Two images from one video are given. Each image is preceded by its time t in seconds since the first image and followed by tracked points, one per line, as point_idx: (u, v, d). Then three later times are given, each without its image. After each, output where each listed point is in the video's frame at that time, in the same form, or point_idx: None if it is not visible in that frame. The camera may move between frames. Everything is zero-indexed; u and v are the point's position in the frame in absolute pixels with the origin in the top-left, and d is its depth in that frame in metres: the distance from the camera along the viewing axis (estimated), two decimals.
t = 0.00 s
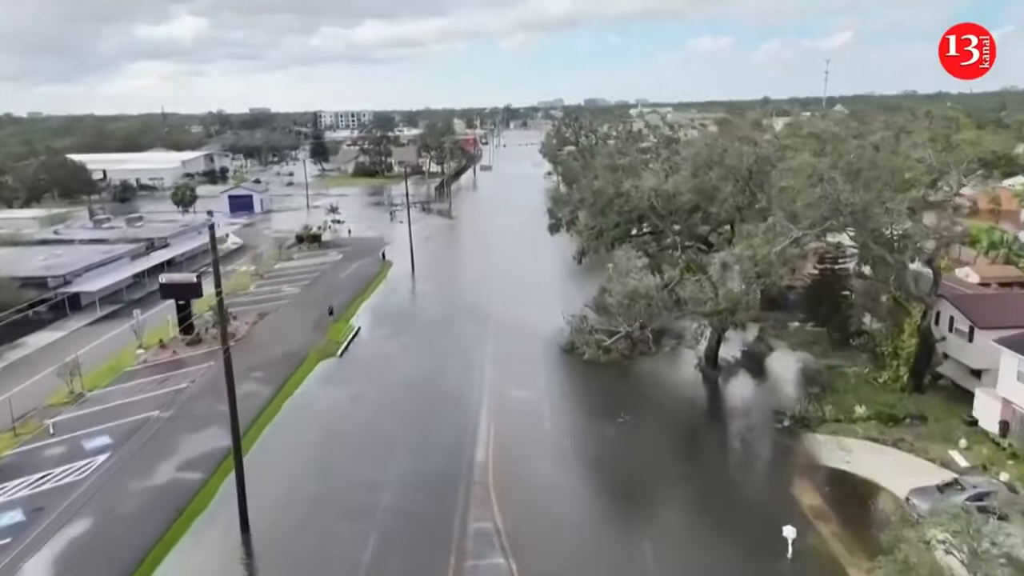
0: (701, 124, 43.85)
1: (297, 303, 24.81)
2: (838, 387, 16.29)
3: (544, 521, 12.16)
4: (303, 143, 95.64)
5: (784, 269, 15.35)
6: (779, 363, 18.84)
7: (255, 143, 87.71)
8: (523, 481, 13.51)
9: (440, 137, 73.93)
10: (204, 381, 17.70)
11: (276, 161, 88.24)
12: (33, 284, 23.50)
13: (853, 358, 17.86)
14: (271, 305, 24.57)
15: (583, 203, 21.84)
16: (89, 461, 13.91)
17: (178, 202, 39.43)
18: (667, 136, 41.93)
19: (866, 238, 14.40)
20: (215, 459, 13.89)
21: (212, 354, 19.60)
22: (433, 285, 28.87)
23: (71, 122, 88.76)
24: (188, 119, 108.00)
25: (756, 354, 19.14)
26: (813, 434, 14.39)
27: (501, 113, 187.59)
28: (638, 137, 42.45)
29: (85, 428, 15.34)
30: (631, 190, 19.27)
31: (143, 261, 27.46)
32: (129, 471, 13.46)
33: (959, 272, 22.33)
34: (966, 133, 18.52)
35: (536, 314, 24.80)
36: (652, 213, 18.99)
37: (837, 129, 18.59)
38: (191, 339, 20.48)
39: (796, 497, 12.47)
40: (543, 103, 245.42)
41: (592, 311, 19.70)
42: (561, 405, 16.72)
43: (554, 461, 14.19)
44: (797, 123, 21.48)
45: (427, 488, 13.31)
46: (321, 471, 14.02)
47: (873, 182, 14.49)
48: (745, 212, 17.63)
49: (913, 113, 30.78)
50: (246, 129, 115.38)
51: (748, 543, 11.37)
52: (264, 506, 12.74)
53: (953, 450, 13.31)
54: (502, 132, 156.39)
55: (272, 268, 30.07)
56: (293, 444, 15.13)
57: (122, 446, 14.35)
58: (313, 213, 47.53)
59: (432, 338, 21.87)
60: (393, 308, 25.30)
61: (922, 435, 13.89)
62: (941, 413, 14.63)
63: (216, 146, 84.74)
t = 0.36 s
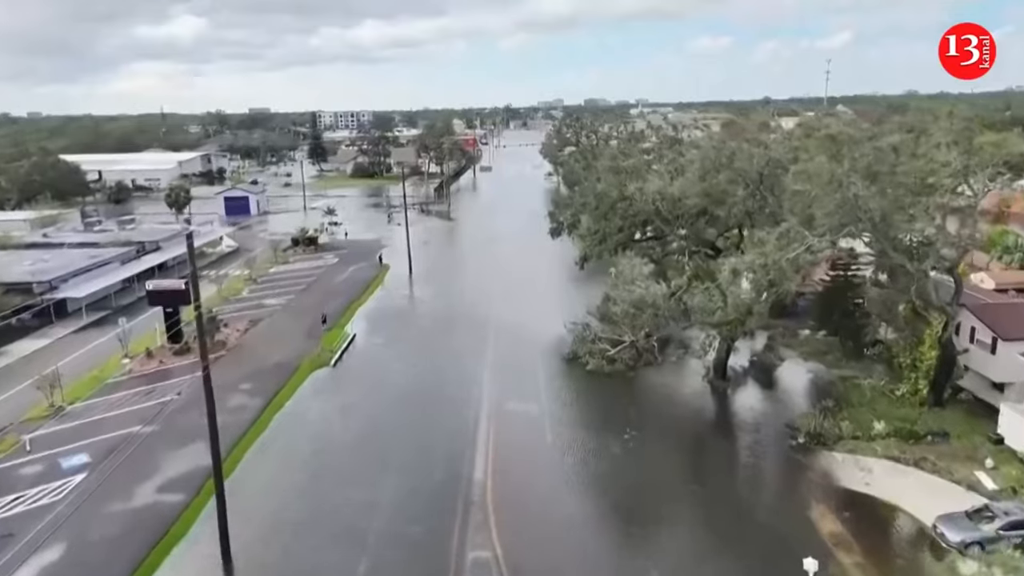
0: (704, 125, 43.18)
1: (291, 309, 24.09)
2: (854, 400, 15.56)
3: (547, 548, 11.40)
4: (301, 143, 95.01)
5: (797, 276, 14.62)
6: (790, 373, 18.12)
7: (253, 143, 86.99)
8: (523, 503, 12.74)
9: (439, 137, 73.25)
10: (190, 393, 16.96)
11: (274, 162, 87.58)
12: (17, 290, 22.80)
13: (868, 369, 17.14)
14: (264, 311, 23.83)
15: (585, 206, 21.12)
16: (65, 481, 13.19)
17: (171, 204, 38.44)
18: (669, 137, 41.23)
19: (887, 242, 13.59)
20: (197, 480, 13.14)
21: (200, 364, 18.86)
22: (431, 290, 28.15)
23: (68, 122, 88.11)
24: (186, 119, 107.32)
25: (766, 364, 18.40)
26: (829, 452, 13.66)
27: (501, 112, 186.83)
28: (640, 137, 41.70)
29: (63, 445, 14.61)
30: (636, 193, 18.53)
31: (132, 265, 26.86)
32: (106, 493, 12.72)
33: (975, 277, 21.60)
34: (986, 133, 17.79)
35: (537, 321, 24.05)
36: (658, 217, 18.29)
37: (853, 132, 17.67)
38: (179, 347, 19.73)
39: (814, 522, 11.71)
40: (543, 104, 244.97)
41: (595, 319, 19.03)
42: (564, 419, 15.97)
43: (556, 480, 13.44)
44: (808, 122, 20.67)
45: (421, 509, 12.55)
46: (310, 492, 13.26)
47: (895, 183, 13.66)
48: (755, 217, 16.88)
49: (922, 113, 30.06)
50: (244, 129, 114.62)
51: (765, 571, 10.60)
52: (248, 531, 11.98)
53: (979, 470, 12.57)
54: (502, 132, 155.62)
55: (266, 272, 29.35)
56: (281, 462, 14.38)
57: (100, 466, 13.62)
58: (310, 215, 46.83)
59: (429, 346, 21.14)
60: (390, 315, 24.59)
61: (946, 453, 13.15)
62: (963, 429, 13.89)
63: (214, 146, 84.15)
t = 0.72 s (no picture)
0: (707, 126, 42.46)
1: (284, 317, 23.32)
2: (873, 417, 14.79)
3: None
4: (300, 144, 94.35)
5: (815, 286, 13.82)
6: (803, 386, 17.36)
7: (251, 143, 86.23)
8: (525, 530, 11.96)
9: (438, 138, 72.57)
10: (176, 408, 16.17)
11: (272, 162, 86.90)
12: None
13: (886, 381, 16.34)
14: (256, 319, 23.08)
15: (589, 209, 20.31)
16: (36, 506, 12.40)
17: (164, 205, 37.78)
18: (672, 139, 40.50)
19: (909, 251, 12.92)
20: (178, 505, 12.36)
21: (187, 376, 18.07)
22: (430, 297, 27.36)
23: (66, 122, 87.46)
24: (183, 120, 106.53)
25: (778, 376, 17.61)
26: (850, 474, 12.90)
27: (501, 113, 186.11)
28: (642, 138, 40.97)
29: (39, 464, 13.83)
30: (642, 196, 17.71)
31: (120, 270, 26.06)
32: (80, 519, 11.93)
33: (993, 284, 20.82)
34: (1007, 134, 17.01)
35: (539, 329, 23.26)
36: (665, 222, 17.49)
37: (873, 135, 16.74)
38: (166, 358, 18.94)
39: (837, 552, 10.93)
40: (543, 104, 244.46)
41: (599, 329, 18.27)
42: (568, 438, 15.18)
43: (560, 506, 12.65)
44: (822, 124, 19.84)
45: (418, 538, 11.77)
46: (298, 517, 12.47)
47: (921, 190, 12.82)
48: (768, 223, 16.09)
49: (932, 114, 29.32)
50: (243, 129, 113.86)
51: None
52: (231, 561, 11.19)
53: (1011, 495, 11.81)
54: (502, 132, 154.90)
55: (260, 277, 28.57)
56: (268, 483, 13.58)
57: (76, 488, 12.84)
58: (307, 217, 46.08)
59: (427, 357, 20.35)
60: (387, 322, 23.81)
61: (974, 476, 12.38)
62: (992, 449, 13.12)
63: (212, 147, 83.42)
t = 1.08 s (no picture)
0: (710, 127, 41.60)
1: (275, 326, 22.41)
2: (895, 437, 13.92)
3: None
4: (298, 144, 93.51)
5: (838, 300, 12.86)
6: (818, 402, 16.48)
7: (248, 144, 85.38)
8: (527, 566, 11.05)
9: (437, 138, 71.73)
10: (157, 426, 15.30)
11: (270, 163, 86.07)
12: None
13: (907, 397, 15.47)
14: (246, 328, 22.21)
15: (595, 214, 19.41)
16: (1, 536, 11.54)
17: (156, 208, 36.93)
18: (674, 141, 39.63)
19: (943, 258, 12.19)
20: (153, 537, 11.50)
21: (171, 391, 17.20)
22: (428, 304, 26.47)
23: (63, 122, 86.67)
24: (180, 120, 105.79)
25: (792, 391, 16.74)
26: (875, 501, 12.04)
27: (501, 113, 185.27)
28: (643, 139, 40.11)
29: (8, 488, 12.97)
30: (651, 202, 16.80)
31: (107, 276, 25.21)
32: (47, 552, 11.08)
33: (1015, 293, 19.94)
34: None
35: (540, 339, 22.35)
36: (675, 228, 16.59)
37: (896, 138, 15.82)
38: (150, 371, 18.08)
39: None
40: (543, 104, 243.54)
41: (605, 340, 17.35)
42: (573, 459, 14.28)
43: (564, 538, 11.75)
44: (837, 125, 18.96)
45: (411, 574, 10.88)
46: (282, 549, 11.57)
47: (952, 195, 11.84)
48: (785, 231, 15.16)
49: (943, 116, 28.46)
50: (240, 129, 113.01)
51: None
52: None
53: None
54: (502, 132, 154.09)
55: (253, 283, 27.71)
56: (252, 510, 12.68)
57: (45, 516, 11.98)
58: (303, 220, 45.21)
59: (424, 369, 19.44)
60: (383, 331, 22.93)
61: (1010, 504, 11.51)
62: None
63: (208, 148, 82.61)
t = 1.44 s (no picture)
0: (715, 128, 40.72)
1: (266, 334, 21.57)
2: (921, 459, 13.09)
3: None
4: (296, 144, 92.73)
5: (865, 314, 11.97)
6: (836, 418, 15.62)
7: (245, 144, 84.55)
8: None
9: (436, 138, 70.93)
10: (138, 445, 14.46)
11: (268, 163, 85.31)
12: None
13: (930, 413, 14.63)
14: (236, 336, 21.36)
15: (599, 220, 18.53)
16: None
17: (148, 210, 36.10)
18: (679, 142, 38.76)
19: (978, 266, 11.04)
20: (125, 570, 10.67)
21: (154, 406, 16.36)
22: (426, 310, 25.61)
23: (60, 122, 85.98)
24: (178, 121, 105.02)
25: (808, 407, 15.90)
26: (903, 532, 11.23)
27: (501, 113, 184.44)
28: (647, 140, 39.23)
29: None
30: (661, 208, 15.91)
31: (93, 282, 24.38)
32: None
33: None
34: None
35: (542, 348, 21.48)
36: (684, 235, 15.72)
37: (920, 142, 14.96)
38: (132, 384, 17.23)
39: None
40: (543, 104, 243.02)
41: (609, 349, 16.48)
42: (578, 482, 13.40)
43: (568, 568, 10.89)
44: (854, 127, 18.11)
45: None
46: None
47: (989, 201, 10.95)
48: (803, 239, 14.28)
49: (957, 116, 27.60)
50: (238, 130, 112.17)
51: None
52: None
53: None
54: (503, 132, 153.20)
55: (245, 288, 26.86)
56: (232, 535, 11.82)
57: (11, 547, 11.15)
58: (299, 222, 44.38)
59: (420, 382, 18.57)
60: (378, 339, 22.08)
61: None
62: None
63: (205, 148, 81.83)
